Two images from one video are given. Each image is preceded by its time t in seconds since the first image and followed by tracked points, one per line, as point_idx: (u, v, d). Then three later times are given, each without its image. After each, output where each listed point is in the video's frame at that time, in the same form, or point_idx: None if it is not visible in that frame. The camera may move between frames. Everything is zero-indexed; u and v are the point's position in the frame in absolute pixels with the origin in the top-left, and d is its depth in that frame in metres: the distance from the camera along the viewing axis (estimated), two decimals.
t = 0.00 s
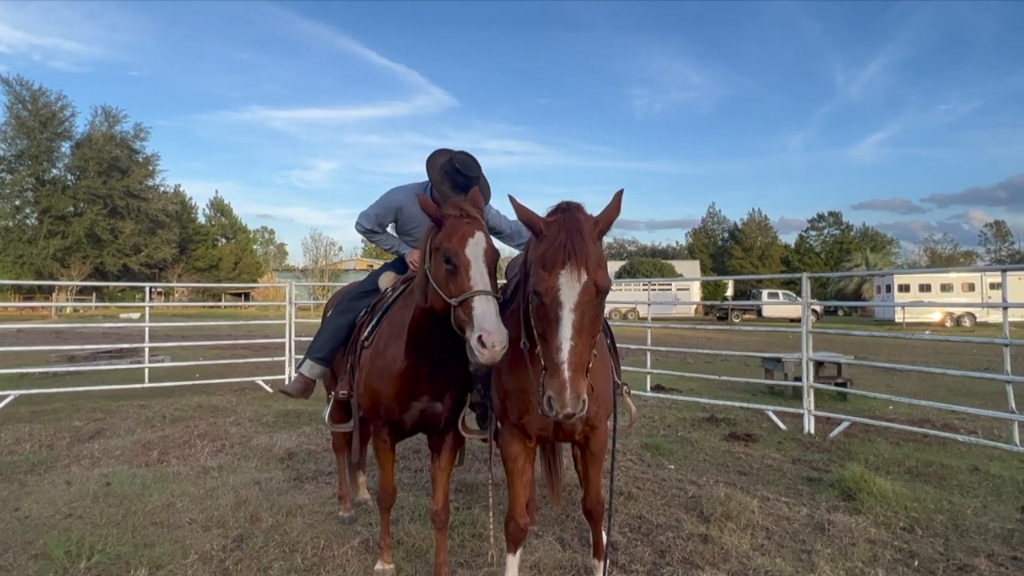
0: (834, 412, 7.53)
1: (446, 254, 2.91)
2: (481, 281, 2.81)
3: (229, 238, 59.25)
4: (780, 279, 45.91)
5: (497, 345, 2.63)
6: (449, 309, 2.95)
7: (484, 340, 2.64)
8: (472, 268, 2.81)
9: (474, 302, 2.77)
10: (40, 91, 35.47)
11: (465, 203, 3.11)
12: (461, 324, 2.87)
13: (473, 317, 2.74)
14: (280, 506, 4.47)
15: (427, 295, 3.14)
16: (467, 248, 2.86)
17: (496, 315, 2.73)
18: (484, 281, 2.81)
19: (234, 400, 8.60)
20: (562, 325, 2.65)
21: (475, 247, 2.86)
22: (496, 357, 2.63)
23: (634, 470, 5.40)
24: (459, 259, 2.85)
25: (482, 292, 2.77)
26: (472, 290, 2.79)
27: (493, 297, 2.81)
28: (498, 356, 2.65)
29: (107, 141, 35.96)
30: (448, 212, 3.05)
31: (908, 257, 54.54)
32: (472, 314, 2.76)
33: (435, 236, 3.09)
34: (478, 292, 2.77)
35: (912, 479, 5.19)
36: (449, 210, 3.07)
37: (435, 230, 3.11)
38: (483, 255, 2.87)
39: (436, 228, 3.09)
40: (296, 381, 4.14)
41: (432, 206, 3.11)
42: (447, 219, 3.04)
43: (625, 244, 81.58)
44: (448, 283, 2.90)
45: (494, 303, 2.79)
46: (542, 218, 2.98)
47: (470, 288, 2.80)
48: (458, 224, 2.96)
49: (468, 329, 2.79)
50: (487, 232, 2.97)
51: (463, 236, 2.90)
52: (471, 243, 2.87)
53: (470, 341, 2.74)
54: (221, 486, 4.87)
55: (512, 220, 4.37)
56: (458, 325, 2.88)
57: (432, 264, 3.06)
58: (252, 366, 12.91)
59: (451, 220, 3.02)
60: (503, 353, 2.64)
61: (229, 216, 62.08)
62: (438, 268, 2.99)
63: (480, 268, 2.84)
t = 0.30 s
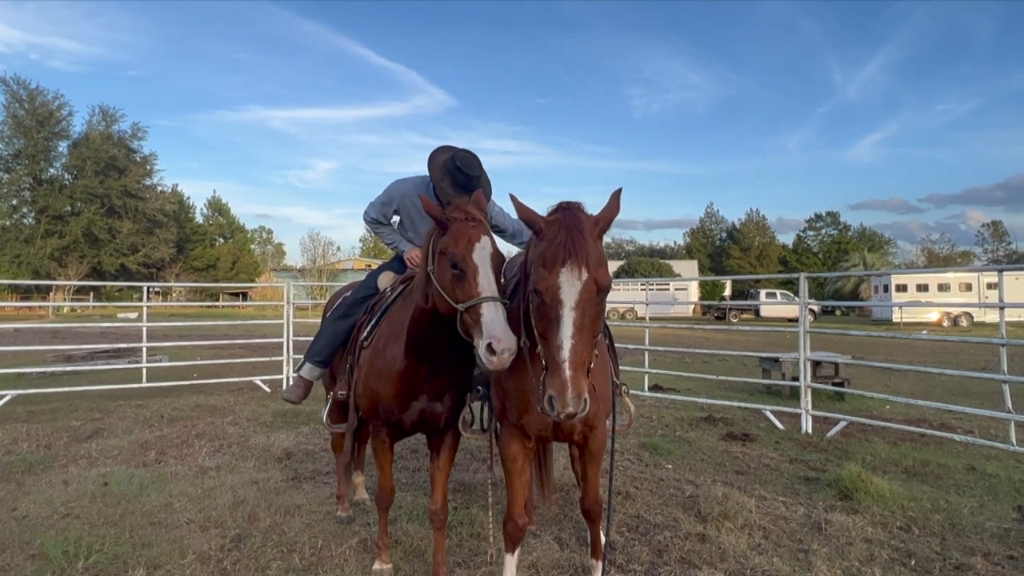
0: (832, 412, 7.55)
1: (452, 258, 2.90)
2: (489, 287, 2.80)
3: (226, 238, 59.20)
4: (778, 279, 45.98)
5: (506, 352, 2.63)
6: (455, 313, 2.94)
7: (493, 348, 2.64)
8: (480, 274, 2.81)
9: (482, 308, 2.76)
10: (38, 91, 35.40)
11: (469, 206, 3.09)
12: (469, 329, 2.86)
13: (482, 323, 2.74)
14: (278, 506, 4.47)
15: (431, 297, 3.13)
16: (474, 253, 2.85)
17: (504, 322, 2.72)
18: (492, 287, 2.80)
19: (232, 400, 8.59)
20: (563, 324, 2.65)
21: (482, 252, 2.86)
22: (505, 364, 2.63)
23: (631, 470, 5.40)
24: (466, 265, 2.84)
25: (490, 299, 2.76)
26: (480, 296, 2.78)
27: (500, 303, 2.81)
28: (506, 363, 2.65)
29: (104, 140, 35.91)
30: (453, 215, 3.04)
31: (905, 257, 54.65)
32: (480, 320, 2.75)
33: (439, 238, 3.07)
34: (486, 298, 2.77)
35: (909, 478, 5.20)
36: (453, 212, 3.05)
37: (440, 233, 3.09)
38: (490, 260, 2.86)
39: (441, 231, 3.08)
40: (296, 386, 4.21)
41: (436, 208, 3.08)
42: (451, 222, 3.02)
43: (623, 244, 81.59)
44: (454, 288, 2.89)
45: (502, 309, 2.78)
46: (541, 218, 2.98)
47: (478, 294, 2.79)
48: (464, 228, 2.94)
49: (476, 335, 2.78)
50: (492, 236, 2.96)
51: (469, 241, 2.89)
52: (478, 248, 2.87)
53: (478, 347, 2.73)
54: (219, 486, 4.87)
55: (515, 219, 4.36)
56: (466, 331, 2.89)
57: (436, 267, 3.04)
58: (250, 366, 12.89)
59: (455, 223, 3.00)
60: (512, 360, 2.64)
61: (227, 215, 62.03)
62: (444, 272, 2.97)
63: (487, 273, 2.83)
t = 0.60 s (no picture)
0: (828, 411, 7.56)
1: (458, 259, 2.90)
2: (496, 288, 2.79)
3: (224, 237, 59.11)
4: (775, 279, 46.05)
5: (514, 354, 2.62)
6: (461, 315, 2.93)
7: (500, 349, 2.63)
8: (487, 275, 2.80)
9: (490, 310, 2.75)
10: (35, 89, 35.34)
11: (474, 207, 3.09)
12: (476, 331, 2.85)
13: (489, 325, 2.73)
14: (276, 505, 4.46)
15: (435, 296, 3.13)
16: (481, 254, 2.84)
17: (512, 325, 2.71)
18: (499, 288, 2.79)
19: (229, 399, 8.59)
20: (562, 321, 2.65)
21: (489, 253, 2.85)
22: (513, 366, 2.61)
23: (628, 469, 5.40)
24: (473, 267, 2.84)
25: (496, 301, 2.75)
26: (487, 297, 2.77)
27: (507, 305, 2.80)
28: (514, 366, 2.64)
29: (101, 140, 35.83)
30: (458, 215, 3.03)
31: (902, 256, 54.75)
32: (487, 322, 2.74)
33: (444, 238, 3.07)
34: (494, 300, 2.76)
35: (905, 477, 5.22)
36: (458, 213, 3.04)
37: (444, 233, 3.08)
38: (496, 261, 2.85)
39: (445, 232, 3.07)
40: (296, 390, 4.25)
41: (441, 209, 3.08)
42: (457, 223, 3.01)
43: (621, 243, 81.58)
44: (460, 289, 2.89)
45: (509, 311, 2.77)
46: (539, 216, 2.99)
47: (484, 296, 2.78)
48: (469, 228, 2.94)
49: (483, 337, 2.78)
50: (497, 235, 2.96)
51: (475, 242, 2.88)
52: (484, 249, 2.86)
53: (486, 350, 2.73)
54: (216, 485, 4.86)
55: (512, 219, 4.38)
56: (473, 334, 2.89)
57: (441, 268, 3.04)
58: (247, 365, 12.87)
59: (461, 222, 3.00)
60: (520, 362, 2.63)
61: (225, 215, 61.94)
62: (449, 273, 2.96)
63: (494, 274, 2.82)
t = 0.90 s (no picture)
0: (826, 410, 7.58)
1: (457, 253, 2.90)
2: (496, 282, 2.79)
3: (221, 236, 59.02)
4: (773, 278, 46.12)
5: (516, 347, 2.63)
6: (461, 310, 2.93)
7: (503, 343, 2.63)
8: (487, 268, 2.80)
9: (490, 304, 2.75)
10: (31, 87, 35.27)
11: (473, 201, 3.10)
12: (477, 327, 2.85)
13: (490, 319, 2.73)
14: (274, 504, 4.46)
15: (435, 294, 3.13)
16: (481, 248, 2.85)
17: (513, 318, 2.71)
18: (499, 281, 2.79)
19: (227, 398, 8.57)
20: (556, 321, 2.66)
21: (488, 246, 2.86)
22: (515, 359, 2.62)
23: (627, 468, 5.41)
24: (473, 260, 2.84)
25: (497, 294, 2.75)
26: (487, 292, 2.77)
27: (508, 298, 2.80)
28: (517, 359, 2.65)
29: (98, 138, 35.76)
30: (457, 210, 3.04)
31: (900, 255, 54.84)
32: (488, 316, 2.74)
33: (443, 234, 3.07)
34: (494, 293, 2.76)
35: (902, 476, 5.24)
36: (457, 208, 3.05)
37: (443, 229, 3.09)
38: (496, 254, 2.85)
39: (444, 227, 3.08)
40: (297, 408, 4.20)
41: (440, 204, 3.08)
42: (456, 217, 3.02)
43: (619, 243, 81.58)
44: (460, 284, 2.89)
45: (510, 304, 2.77)
46: (535, 217, 3.00)
47: (485, 289, 2.78)
48: (468, 223, 2.95)
49: (484, 332, 2.78)
50: (497, 230, 2.96)
51: (475, 236, 2.89)
52: (484, 242, 2.87)
53: (487, 344, 2.73)
54: (214, 484, 4.86)
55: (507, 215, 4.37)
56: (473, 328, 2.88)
57: (440, 263, 3.04)
58: (245, 364, 12.86)
59: (460, 217, 3.01)
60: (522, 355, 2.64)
61: (222, 213, 61.85)
62: (448, 267, 2.97)
63: (494, 268, 2.82)
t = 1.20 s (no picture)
0: (823, 409, 7.59)
1: (449, 248, 2.87)
2: (489, 277, 2.76)
3: (219, 235, 58.94)
4: (771, 278, 46.17)
5: (510, 345, 2.61)
6: (454, 307, 2.91)
7: (497, 342, 2.61)
8: (480, 263, 2.77)
9: (483, 300, 2.72)
10: (28, 85, 35.18)
11: (466, 196, 3.07)
12: (470, 323, 2.83)
13: (484, 315, 2.70)
14: (271, 503, 4.46)
15: (429, 290, 3.11)
16: (473, 243, 2.82)
17: (507, 315, 2.69)
18: (492, 276, 2.76)
19: (224, 398, 8.56)
20: (550, 321, 2.66)
21: (482, 241, 2.83)
22: (509, 357, 2.61)
23: (624, 467, 5.42)
24: (466, 254, 2.80)
25: (490, 290, 2.72)
26: (479, 288, 2.74)
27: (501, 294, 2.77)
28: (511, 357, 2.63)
29: (95, 137, 35.66)
30: (449, 204, 3.01)
31: (897, 255, 54.94)
32: (481, 313, 2.72)
33: (435, 228, 3.04)
34: (486, 289, 2.73)
35: (899, 474, 5.25)
36: (450, 201, 3.02)
37: (435, 223, 3.05)
38: (490, 250, 2.82)
39: (436, 221, 3.04)
40: (288, 406, 4.18)
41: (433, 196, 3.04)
42: (448, 211, 2.99)
43: (617, 242, 81.60)
44: (452, 280, 2.86)
45: (503, 301, 2.74)
46: (528, 217, 3.00)
47: (477, 286, 2.75)
48: (461, 217, 2.92)
49: (476, 328, 2.75)
50: (490, 224, 2.93)
51: (467, 230, 2.86)
52: (477, 238, 2.84)
53: (481, 342, 2.70)
54: (211, 483, 4.85)
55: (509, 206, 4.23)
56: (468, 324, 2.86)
57: (432, 257, 3.01)
58: (243, 362, 12.85)
59: (452, 211, 2.97)
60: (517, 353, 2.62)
61: (220, 212, 61.71)
62: (441, 262, 2.94)
63: (486, 263, 2.79)
